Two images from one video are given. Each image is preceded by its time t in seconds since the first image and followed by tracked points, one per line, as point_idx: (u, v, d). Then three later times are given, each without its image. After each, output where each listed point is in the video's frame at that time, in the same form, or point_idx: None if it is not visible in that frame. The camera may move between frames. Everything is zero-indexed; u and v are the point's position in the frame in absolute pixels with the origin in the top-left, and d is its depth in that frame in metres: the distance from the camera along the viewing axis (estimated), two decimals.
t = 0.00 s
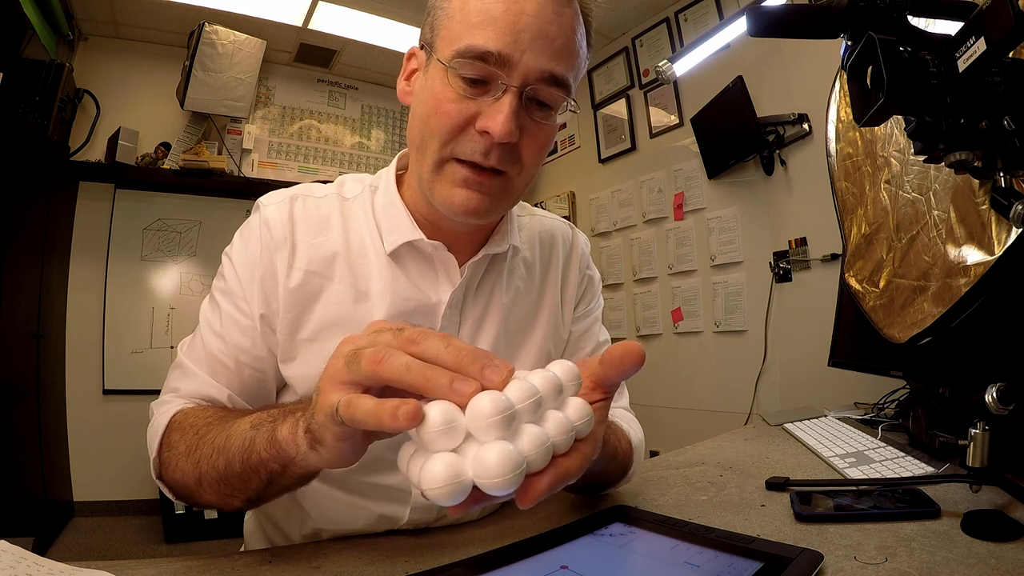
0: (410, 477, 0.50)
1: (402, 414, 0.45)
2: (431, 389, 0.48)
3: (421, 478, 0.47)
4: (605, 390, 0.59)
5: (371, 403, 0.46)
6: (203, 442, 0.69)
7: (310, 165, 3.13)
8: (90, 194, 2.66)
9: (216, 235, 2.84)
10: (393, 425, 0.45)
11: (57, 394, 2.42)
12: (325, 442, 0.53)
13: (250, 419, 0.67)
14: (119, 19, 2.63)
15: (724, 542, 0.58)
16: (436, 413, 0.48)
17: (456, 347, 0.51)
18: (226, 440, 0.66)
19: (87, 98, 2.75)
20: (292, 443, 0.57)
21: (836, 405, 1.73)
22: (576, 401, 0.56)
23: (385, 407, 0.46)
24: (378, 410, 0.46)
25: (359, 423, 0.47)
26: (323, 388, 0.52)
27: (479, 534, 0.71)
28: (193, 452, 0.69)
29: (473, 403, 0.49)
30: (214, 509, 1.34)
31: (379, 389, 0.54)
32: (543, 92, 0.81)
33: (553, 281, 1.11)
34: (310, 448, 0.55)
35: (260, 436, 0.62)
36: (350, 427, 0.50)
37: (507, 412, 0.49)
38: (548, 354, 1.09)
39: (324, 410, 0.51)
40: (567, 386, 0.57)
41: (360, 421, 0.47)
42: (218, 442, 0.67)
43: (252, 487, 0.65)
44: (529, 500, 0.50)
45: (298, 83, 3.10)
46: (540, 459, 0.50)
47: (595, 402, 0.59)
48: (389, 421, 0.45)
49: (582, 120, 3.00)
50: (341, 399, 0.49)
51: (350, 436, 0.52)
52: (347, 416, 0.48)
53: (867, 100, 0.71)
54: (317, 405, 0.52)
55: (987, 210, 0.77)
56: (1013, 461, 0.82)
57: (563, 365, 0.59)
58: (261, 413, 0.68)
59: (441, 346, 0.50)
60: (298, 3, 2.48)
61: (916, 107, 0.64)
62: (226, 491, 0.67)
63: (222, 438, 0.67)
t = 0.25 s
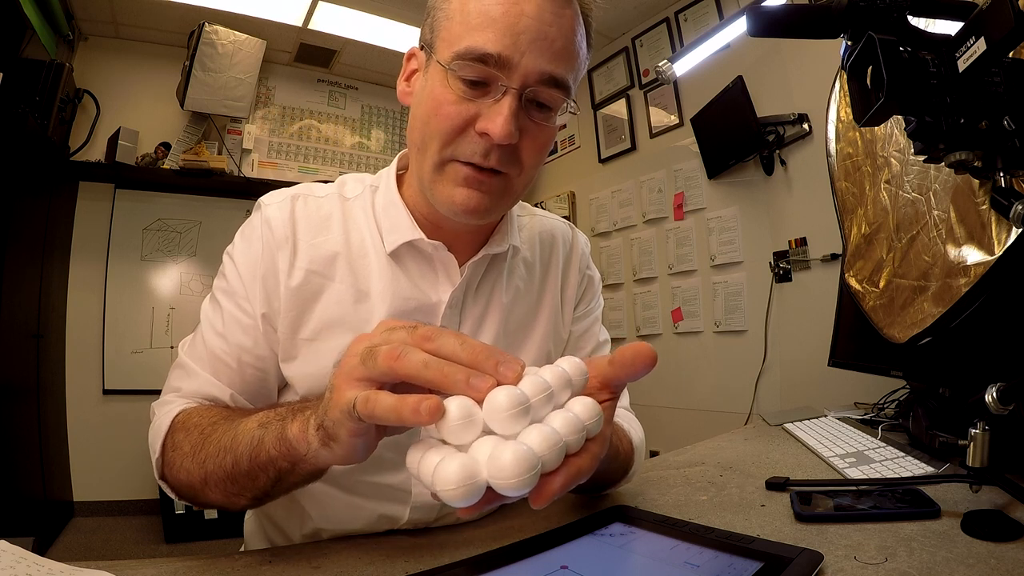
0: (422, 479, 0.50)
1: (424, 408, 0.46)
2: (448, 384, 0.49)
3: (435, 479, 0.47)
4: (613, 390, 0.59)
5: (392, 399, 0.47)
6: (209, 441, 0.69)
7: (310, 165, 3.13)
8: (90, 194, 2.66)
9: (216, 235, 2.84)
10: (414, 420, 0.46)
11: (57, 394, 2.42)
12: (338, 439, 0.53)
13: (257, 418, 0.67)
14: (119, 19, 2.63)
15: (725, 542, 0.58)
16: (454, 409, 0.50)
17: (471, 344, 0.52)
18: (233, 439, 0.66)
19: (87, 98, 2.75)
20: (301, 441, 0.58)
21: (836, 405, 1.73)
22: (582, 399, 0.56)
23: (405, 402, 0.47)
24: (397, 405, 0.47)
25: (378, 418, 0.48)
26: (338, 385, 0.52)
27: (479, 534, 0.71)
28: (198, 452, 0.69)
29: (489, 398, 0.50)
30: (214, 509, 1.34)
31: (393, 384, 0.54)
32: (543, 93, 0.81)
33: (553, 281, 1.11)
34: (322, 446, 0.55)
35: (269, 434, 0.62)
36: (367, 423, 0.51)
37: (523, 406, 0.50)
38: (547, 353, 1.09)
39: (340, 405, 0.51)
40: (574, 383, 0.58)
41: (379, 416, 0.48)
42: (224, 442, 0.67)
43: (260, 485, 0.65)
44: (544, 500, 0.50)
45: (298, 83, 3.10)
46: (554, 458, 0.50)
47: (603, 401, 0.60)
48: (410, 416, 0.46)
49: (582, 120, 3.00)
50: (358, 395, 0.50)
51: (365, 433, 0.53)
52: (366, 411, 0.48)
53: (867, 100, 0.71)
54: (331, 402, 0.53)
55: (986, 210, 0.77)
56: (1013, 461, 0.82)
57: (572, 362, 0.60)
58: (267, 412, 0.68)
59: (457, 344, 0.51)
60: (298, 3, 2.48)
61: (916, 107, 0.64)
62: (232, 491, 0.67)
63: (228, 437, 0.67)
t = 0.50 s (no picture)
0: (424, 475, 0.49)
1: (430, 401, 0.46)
2: (449, 380, 0.50)
3: (437, 473, 0.47)
4: (615, 390, 0.59)
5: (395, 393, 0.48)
6: (211, 439, 0.69)
7: (310, 165, 3.13)
8: (90, 194, 2.66)
9: (216, 235, 2.84)
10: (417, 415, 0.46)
11: (57, 394, 2.42)
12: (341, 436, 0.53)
13: (259, 416, 0.67)
14: (119, 19, 2.63)
15: (725, 542, 0.58)
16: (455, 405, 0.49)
17: (472, 340, 0.53)
18: (235, 437, 0.66)
19: (87, 98, 2.75)
20: (305, 438, 0.58)
21: (836, 405, 1.73)
22: (584, 397, 0.56)
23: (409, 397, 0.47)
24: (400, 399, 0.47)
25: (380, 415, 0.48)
26: (341, 382, 0.52)
27: (479, 534, 0.71)
28: (200, 450, 0.69)
29: (489, 393, 0.50)
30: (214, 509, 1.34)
31: (396, 380, 0.54)
32: (542, 94, 0.81)
33: (554, 281, 1.11)
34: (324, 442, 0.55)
35: (271, 432, 0.62)
36: (370, 420, 0.51)
37: (524, 399, 0.50)
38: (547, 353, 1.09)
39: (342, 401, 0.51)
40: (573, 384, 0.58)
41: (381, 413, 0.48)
42: (227, 440, 0.67)
43: (263, 484, 0.65)
44: (546, 496, 0.50)
45: (298, 83, 3.10)
46: (557, 453, 0.50)
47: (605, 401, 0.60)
48: (412, 412, 0.46)
49: (582, 120, 3.00)
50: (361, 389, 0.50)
51: (367, 430, 0.53)
52: (368, 407, 0.48)
53: (867, 100, 0.71)
54: (333, 399, 0.52)
55: (986, 210, 0.77)
56: (1013, 461, 0.82)
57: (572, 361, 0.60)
58: (269, 410, 0.68)
59: (458, 341, 0.52)
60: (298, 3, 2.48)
61: (916, 107, 0.64)
62: (234, 489, 0.67)
63: (230, 436, 0.67)
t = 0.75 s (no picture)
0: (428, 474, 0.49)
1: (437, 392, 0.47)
2: (451, 376, 0.50)
3: (443, 471, 0.47)
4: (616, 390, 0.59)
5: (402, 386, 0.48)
6: (212, 439, 0.69)
7: (310, 165, 3.13)
8: (90, 194, 2.66)
9: (216, 235, 2.84)
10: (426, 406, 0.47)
11: (57, 394, 2.42)
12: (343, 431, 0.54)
13: (261, 414, 0.67)
14: (119, 19, 2.63)
15: (725, 542, 0.58)
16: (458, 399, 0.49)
17: (474, 337, 0.53)
18: (237, 435, 0.66)
19: (87, 98, 2.75)
20: (306, 436, 0.58)
21: (836, 405, 1.73)
22: (586, 396, 0.56)
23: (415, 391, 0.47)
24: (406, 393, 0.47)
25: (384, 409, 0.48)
26: (342, 379, 0.52)
27: (479, 534, 0.71)
28: (202, 450, 0.69)
29: (490, 389, 0.50)
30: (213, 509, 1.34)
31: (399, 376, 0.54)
32: (542, 92, 0.81)
33: (554, 280, 1.11)
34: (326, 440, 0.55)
35: (273, 430, 0.62)
36: (372, 414, 0.51)
37: (525, 395, 0.50)
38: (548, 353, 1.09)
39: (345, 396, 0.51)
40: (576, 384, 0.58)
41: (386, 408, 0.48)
42: (229, 438, 0.67)
43: (265, 481, 0.65)
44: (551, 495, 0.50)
45: (299, 83, 3.10)
46: (561, 451, 0.50)
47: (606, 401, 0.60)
48: (415, 407, 0.46)
49: (582, 120, 3.00)
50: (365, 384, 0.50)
51: (369, 426, 0.53)
52: (369, 402, 0.48)
53: (867, 100, 0.71)
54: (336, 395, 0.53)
55: (987, 210, 0.77)
56: (1013, 461, 0.82)
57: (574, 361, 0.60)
58: (270, 408, 0.68)
59: (460, 337, 0.52)
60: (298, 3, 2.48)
61: (916, 107, 0.64)
62: (235, 487, 0.67)
63: (231, 435, 0.67)
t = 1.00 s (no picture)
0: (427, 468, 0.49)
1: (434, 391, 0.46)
2: (450, 373, 0.49)
3: (441, 464, 0.47)
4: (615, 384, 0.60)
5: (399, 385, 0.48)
6: (211, 437, 0.69)
7: (310, 165, 3.13)
8: (90, 194, 2.66)
9: (216, 235, 2.84)
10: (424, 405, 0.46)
11: (57, 394, 2.42)
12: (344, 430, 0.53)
13: (259, 413, 0.67)
14: (119, 19, 2.63)
15: (724, 542, 0.58)
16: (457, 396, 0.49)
17: (472, 335, 0.53)
18: (236, 434, 0.66)
19: (86, 98, 2.75)
20: (305, 434, 0.57)
21: (836, 405, 1.73)
22: (586, 391, 0.56)
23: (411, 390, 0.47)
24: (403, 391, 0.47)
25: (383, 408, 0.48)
26: (341, 377, 0.52)
27: (479, 533, 0.71)
28: (201, 448, 0.69)
29: (490, 385, 0.50)
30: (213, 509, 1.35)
31: (398, 374, 0.54)
32: (543, 90, 0.81)
33: (554, 280, 1.11)
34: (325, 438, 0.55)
35: (273, 428, 0.62)
36: (371, 412, 0.51)
37: (524, 391, 0.50)
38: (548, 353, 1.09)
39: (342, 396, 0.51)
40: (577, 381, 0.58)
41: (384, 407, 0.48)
42: (228, 437, 0.67)
43: (263, 480, 0.65)
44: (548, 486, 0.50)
45: (299, 83, 3.10)
46: (559, 444, 0.50)
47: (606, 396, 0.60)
48: (413, 404, 0.46)
49: (582, 120, 3.00)
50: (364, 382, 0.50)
51: (367, 424, 0.53)
52: (369, 401, 0.48)
53: (867, 100, 0.71)
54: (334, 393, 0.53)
55: (986, 210, 0.77)
56: (1013, 461, 0.82)
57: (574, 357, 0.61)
58: (269, 407, 0.68)
59: (458, 335, 0.52)
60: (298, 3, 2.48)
61: (916, 107, 0.64)
62: (234, 486, 0.67)
63: (230, 434, 0.67)
